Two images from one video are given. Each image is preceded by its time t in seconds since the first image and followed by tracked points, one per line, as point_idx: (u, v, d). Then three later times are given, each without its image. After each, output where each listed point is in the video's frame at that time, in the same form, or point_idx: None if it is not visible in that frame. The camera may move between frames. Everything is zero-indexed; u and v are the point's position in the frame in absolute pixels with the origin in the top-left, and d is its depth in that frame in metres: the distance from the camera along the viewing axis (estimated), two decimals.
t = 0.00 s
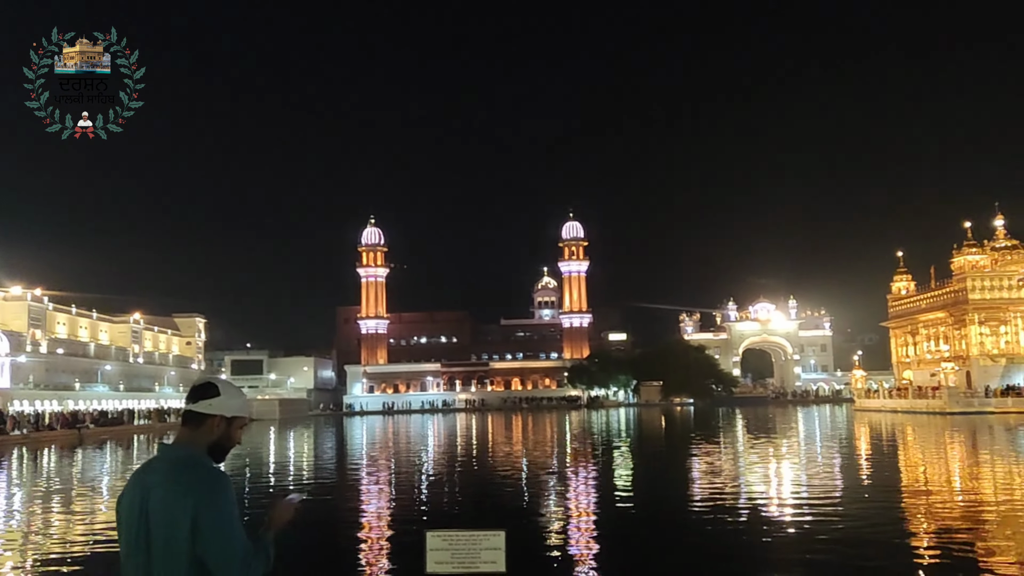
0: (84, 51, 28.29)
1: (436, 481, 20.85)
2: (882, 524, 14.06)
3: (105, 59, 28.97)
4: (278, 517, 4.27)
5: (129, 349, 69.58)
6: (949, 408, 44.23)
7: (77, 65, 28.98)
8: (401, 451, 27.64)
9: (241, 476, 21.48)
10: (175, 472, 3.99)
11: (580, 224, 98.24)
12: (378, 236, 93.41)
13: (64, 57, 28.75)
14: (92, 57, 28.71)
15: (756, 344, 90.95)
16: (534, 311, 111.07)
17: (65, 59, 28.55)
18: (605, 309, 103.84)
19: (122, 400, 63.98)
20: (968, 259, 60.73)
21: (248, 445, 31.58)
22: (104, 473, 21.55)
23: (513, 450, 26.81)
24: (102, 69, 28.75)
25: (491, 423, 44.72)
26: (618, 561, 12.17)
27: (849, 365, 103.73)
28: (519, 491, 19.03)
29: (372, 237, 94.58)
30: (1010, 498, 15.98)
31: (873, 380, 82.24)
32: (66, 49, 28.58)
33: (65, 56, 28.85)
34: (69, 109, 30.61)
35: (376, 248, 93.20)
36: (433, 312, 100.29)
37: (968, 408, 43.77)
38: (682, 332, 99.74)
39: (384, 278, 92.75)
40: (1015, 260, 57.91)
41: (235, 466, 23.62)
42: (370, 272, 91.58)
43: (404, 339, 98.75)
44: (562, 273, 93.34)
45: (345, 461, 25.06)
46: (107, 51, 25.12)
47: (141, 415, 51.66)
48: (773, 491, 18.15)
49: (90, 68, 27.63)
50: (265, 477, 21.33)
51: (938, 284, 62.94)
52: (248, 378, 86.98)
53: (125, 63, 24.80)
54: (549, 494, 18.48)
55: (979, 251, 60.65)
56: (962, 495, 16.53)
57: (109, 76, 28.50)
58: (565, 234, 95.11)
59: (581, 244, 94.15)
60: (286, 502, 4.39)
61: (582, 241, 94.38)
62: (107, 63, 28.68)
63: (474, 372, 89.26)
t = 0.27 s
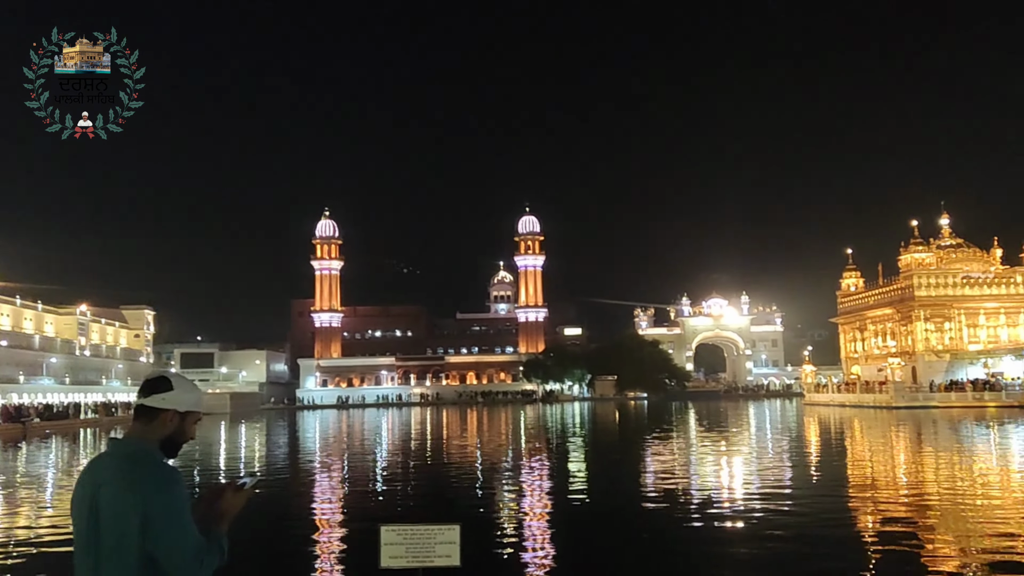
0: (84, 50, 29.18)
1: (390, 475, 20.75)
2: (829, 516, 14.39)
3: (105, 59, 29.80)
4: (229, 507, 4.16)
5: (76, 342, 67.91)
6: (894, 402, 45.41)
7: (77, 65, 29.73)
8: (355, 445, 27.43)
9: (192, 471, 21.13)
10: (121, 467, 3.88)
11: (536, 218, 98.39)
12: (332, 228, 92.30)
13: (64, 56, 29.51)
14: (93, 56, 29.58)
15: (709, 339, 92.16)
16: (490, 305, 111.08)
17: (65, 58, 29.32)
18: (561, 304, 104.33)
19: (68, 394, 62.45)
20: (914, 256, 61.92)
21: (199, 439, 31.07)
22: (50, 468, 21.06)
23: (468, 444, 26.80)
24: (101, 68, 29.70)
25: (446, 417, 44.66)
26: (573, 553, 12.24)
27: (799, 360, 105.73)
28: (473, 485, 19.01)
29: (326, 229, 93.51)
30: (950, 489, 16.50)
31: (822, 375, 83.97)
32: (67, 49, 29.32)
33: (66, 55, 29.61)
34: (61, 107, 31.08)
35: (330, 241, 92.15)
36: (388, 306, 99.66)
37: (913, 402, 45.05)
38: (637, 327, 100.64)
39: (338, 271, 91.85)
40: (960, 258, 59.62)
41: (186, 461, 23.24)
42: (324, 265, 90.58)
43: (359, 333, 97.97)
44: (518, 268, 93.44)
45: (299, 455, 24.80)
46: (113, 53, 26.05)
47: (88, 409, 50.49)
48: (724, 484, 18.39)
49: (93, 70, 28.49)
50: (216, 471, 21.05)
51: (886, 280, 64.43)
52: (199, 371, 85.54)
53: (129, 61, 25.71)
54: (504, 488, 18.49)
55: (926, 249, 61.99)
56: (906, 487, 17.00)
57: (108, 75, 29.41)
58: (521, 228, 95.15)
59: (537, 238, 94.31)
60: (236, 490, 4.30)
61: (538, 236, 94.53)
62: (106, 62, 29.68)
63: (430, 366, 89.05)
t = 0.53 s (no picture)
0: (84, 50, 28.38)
1: (348, 471, 20.55)
2: (784, 510, 14.61)
3: (105, 59, 29.06)
4: (183, 502, 4.06)
5: (25, 336, 66.02)
6: (847, 398, 46.31)
7: (77, 65, 29.05)
8: (313, 441, 27.09)
9: (145, 467, 20.71)
10: (69, 463, 3.77)
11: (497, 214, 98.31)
12: (291, 222, 90.98)
13: (64, 57, 28.83)
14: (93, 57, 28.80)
15: (667, 335, 92.97)
16: (450, 300, 110.77)
17: (65, 59, 28.60)
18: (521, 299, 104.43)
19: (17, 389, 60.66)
20: (868, 255, 62.81)
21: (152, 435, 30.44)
22: None
23: (427, 439, 26.72)
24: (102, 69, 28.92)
25: (405, 412, 44.50)
26: (531, 548, 12.25)
27: (755, 356, 107.22)
28: (431, 481, 18.89)
29: (284, 223, 92.20)
30: (901, 484, 16.86)
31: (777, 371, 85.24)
32: (66, 49, 28.65)
33: (65, 56, 28.91)
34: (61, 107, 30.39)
35: (288, 234, 90.85)
36: (347, 301, 98.74)
37: (865, 398, 46.02)
38: (596, 323, 101.18)
39: (296, 266, 90.71)
40: (912, 257, 60.92)
41: (139, 457, 22.76)
42: (282, 259, 89.37)
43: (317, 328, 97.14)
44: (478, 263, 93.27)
45: (254, 451, 24.43)
46: (116, 52, 25.36)
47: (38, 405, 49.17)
48: (682, 479, 18.52)
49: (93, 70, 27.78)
50: (170, 467, 20.72)
51: (840, 278, 65.54)
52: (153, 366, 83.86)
53: (129, 60, 24.93)
54: (462, 484, 18.40)
55: (879, 248, 63.13)
56: (858, 482, 17.35)
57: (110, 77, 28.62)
58: (482, 224, 94.97)
59: (498, 234, 94.15)
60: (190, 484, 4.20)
61: (498, 232, 94.37)
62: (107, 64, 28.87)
63: (389, 362, 88.76)
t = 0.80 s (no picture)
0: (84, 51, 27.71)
1: (308, 468, 20.32)
2: (743, 505, 14.76)
3: (105, 59, 28.29)
4: (137, 501, 3.96)
5: None
6: (804, 394, 47.06)
7: (76, 65, 28.35)
8: (272, 438, 26.74)
9: (99, 464, 20.27)
10: (19, 462, 3.69)
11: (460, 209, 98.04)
12: (251, 215, 89.78)
13: (64, 57, 28.16)
14: (93, 57, 28.13)
15: (629, 331, 93.59)
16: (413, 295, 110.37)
17: (65, 59, 27.92)
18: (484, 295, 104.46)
19: None
20: (826, 253, 63.57)
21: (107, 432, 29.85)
22: None
23: (389, 435, 26.56)
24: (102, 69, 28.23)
25: (367, 407, 44.24)
26: (493, 544, 12.20)
27: (716, 352, 108.42)
28: (393, 477, 18.80)
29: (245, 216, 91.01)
30: (857, 478, 17.14)
31: (737, 367, 86.22)
32: (66, 49, 27.98)
33: (65, 56, 28.25)
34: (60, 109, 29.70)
35: (249, 228, 89.69)
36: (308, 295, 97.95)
37: (822, 394, 46.84)
38: (559, 318, 101.51)
39: (257, 260, 89.64)
40: (868, 255, 61.85)
41: (93, 455, 22.23)
42: (242, 253, 88.21)
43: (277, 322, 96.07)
44: (441, 258, 93.02)
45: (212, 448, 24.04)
46: (116, 51, 24.57)
47: None
48: (643, 474, 18.65)
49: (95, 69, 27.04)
50: (125, 465, 20.34)
51: (798, 275, 66.49)
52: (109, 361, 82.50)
53: (125, 60, 24.08)
54: (424, 480, 18.32)
55: (836, 246, 64.11)
56: (815, 476, 17.59)
57: (111, 78, 27.98)
58: (445, 219, 94.64)
59: (461, 229, 93.88)
60: (142, 481, 4.10)
61: (462, 227, 94.13)
62: (107, 64, 28.16)
63: (350, 357, 88.29)
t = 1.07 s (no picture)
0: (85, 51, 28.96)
1: (271, 466, 20.04)
2: (707, 500, 14.86)
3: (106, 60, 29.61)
4: (95, 502, 3.87)
5: None
6: (767, 390, 47.67)
7: (76, 65, 29.57)
8: (234, 435, 26.34)
9: (55, 464, 19.79)
10: None
11: (426, 205, 97.68)
12: (213, 210, 88.53)
13: (64, 57, 29.39)
14: (93, 58, 29.39)
15: (595, 328, 93.98)
16: (378, 292, 109.81)
17: (65, 59, 29.17)
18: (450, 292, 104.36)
19: None
20: (789, 251, 64.78)
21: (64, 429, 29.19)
22: None
23: (353, 432, 26.37)
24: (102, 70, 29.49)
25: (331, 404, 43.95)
26: (458, 542, 12.14)
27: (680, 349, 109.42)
28: (358, 475, 18.63)
29: (207, 211, 89.75)
30: (819, 473, 17.34)
31: (701, 364, 87.08)
32: (67, 49, 29.16)
33: (65, 56, 29.47)
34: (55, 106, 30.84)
35: (211, 223, 88.47)
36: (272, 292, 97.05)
37: (784, 390, 47.43)
38: (525, 315, 101.63)
39: (219, 256, 88.55)
40: (830, 254, 62.94)
41: (49, 454, 21.69)
42: (204, 249, 87.08)
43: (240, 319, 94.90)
44: (406, 255, 92.60)
45: (172, 446, 23.60)
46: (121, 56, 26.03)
47: None
48: (609, 470, 18.71)
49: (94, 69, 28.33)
50: (84, 463, 19.97)
51: (762, 273, 67.23)
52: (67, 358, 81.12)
53: (126, 59, 25.48)
54: (389, 478, 18.18)
55: (799, 244, 64.89)
56: (778, 472, 17.77)
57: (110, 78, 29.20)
58: (410, 215, 94.19)
59: (427, 225, 93.55)
60: (101, 484, 4.02)
61: (427, 223, 93.80)
62: (106, 64, 29.45)
63: (315, 354, 87.24)
